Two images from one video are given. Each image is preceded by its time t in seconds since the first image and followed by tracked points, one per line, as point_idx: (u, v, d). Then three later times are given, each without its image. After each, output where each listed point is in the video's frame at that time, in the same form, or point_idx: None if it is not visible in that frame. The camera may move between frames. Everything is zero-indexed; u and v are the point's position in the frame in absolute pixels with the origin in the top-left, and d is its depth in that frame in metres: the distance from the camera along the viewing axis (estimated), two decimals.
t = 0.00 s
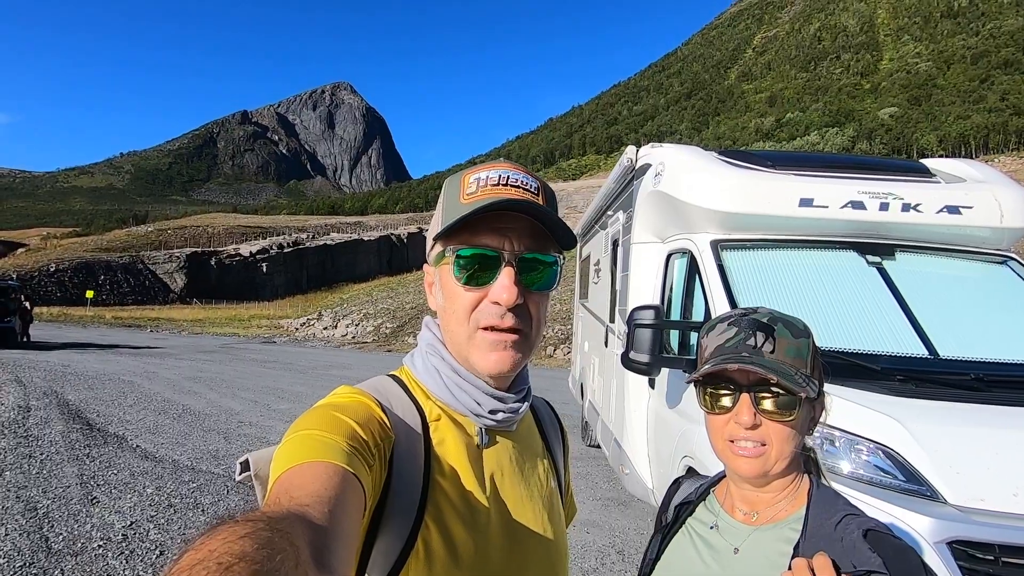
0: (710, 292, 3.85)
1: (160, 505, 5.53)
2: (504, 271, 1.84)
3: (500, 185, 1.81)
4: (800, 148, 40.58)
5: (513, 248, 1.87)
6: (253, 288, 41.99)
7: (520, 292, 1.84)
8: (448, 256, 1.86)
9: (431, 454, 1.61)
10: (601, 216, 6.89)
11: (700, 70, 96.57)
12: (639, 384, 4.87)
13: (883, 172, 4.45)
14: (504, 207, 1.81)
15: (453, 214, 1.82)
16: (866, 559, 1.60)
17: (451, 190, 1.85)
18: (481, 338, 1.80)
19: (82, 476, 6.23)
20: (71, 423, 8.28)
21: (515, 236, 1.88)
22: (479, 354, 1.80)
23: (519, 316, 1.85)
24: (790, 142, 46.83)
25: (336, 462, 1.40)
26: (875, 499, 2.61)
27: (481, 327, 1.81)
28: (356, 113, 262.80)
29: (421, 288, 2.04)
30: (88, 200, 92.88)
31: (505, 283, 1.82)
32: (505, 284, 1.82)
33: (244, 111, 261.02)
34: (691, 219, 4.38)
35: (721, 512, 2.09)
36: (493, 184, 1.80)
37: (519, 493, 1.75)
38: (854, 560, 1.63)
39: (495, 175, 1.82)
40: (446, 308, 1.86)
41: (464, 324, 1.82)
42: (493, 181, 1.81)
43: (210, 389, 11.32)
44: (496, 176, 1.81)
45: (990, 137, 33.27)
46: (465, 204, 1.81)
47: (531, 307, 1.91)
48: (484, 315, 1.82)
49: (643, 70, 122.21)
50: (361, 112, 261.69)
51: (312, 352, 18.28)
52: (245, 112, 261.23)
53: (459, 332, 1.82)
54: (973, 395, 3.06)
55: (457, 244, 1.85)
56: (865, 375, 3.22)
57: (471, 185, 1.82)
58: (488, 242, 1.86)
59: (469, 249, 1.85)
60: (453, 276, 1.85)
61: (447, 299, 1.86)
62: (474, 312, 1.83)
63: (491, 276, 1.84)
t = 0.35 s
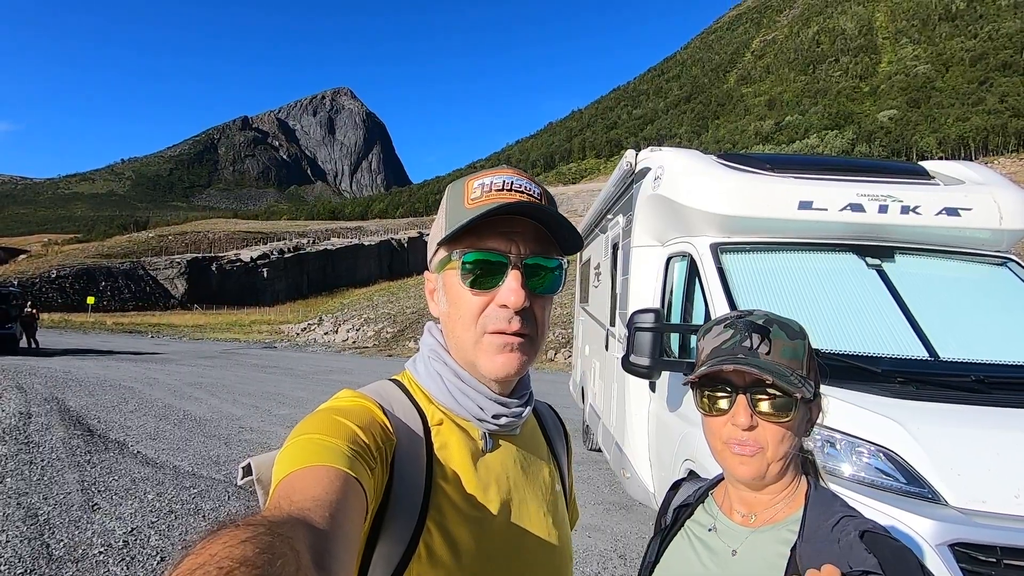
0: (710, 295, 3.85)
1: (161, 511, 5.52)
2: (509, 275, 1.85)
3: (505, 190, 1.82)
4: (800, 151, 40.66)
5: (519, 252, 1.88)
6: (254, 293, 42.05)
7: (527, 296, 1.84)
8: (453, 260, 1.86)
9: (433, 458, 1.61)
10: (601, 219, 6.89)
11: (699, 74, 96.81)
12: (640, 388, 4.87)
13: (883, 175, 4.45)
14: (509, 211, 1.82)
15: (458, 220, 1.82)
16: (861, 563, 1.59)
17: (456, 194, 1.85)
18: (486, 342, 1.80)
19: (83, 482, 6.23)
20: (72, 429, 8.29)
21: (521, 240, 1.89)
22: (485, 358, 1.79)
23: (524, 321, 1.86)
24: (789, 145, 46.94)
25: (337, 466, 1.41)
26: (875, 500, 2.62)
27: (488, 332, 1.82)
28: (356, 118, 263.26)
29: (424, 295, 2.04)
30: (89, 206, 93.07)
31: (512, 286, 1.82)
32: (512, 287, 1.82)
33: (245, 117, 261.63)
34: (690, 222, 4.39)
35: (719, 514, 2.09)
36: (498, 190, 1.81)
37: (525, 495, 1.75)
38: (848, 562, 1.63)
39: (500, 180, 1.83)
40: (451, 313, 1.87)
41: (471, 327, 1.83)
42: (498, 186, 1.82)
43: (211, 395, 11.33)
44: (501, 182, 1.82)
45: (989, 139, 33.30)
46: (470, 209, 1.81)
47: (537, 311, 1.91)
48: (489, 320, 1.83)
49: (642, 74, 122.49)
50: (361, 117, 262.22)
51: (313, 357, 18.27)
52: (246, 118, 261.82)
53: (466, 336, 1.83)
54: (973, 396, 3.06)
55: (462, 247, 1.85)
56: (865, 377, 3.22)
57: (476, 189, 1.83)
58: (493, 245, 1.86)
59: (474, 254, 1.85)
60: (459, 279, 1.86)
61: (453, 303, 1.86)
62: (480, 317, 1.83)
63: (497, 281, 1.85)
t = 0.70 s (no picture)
0: (709, 297, 3.86)
1: (160, 511, 5.53)
2: (513, 278, 1.86)
3: (508, 193, 1.82)
4: (800, 151, 40.69)
5: (523, 254, 1.89)
6: (254, 293, 42.03)
7: (531, 299, 1.86)
8: (456, 263, 1.87)
9: (432, 464, 1.62)
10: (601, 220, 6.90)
11: (699, 74, 96.83)
12: (639, 390, 4.88)
13: (882, 177, 4.46)
14: (511, 213, 1.82)
15: (461, 223, 1.83)
16: (851, 568, 1.59)
17: (458, 196, 1.86)
18: (489, 345, 1.81)
19: (83, 482, 6.24)
20: (71, 428, 8.29)
21: (524, 244, 1.90)
22: (488, 361, 1.80)
23: (528, 323, 1.87)
24: (790, 145, 47.00)
25: (337, 472, 1.42)
26: (871, 502, 2.63)
27: (491, 334, 1.82)
28: (356, 117, 263.24)
29: (424, 299, 2.06)
30: (89, 206, 93.06)
31: (517, 289, 1.83)
32: (517, 289, 1.84)
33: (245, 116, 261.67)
34: (690, 223, 4.39)
35: (713, 518, 2.10)
36: (500, 193, 1.81)
37: (523, 498, 1.76)
38: (837, 566, 1.63)
39: (501, 184, 1.84)
40: (452, 316, 1.88)
41: (473, 330, 1.83)
42: (501, 189, 1.83)
43: (211, 394, 11.33)
44: (502, 185, 1.83)
45: (989, 140, 33.30)
46: (473, 212, 1.82)
47: (540, 313, 1.92)
48: (493, 322, 1.83)
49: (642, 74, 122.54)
50: (361, 116, 262.24)
51: (312, 357, 18.27)
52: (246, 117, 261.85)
53: (468, 339, 1.83)
54: (971, 398, 3.07)
55: (464, 250, 1.86)
56: (863, 379, 3.23)
57: (477, 193, 1.83)
58: (496, 248, 1.86)
59: (478, 257, 1.85)
60: (462, 282, 1.87)
61: (454, 306, 1.87)
62: (484, 319, 1.84)
63: (500, 283, 1.85)
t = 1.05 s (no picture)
0: (708, 294, 3.85)
1: (162, 505, 5.55)
2: (510, 273, 1.86)
3: (502, 189, 1.82)
4: (804, 149, 40.56)
5: (519, 251, 1.89)
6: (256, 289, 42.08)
7: (528, 295, 1.86)
8: (452, 259, 1.86)
9: (428, 462, 1.62)
10: (602, 217, 6.91)
11: (703, 71, 96.51)
12: (639, 387, 4.89)
13: (885, 175, 4.44)
14: (505, 209, 1.82)
15: (455, 221, 1.82)
16: (840, 567, 1.60)
17: (452, 193, 1.86)
18: (487, 342, 1.82)
19: (85, 476, 6.26)
20: (74, 423, 8.32)
21: (519, 240, 1.90)
22: (487, 356, 1.80)
23: (525, 319, 1.87)
24: (794, 143, 46.86)
25: (333, 470, 1.43)
26: (866, 499, 2.64)
27: (487, 331, 1.83)
28: (359, 113, 263.02)
29: (420, 296, 2.06)
30: (93, 201, 93.16)
31: (513, 286, 1.84)
32: (513, 287, 1.84)
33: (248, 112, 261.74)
34: (690, 221, 4.37)
35: (706, 516, 2.10)
36: (495, 190, 1.82)
37: (519, 495, 1.76)
38: (829, 566, 1.63)
39: (496, 179, 1.84)
40: (448, 313, 1.88)
41: (469, 327, 1.83)
42: (494, 185, 1.83)
43: (213, 389, 11.37)
44: (496, 181, 1.83)
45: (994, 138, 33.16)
46: (467, 209, 1.82)
47: (536, 309, 1.93)
48: (490, 319, 1.84)
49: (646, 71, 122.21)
50: (364, 112, 262.10)
51: (314, 353, 18.29)
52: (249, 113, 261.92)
53: (464, 336, 1.84)
54: (971, 397, 3.07)
55: (457, 247, 1.86)
56: (863, 377, 3.23)
57: (472, 189, 1.83)
58: (491, 244, 1.87)
59: (474, 254, 1.85)
60: (458, 280, 1.87)
61: (450, 303, 1.87)
62: (481, 315, 1.84)
63: (497, 280, 1.86)
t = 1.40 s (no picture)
0: (711, 292, 3.85)
1: (164, 500, 5.58)
2: (516, 274, 1.86)
3: (510, 191, 1.83)
4: (807, 146, 40.48)
5: (526, 252, 1.89)
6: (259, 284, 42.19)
7: (533, 295, 1.86)
8: (459, 259, 1.87)
9: (433, 460, 1.63)
10: (604, 215, 6.91)
11: (706, 67, 96.26)
12: (641, 384, 4.90)
13: (887, 173, 4.43)
14: (513, 210, 1.82)
15: (463, 220, 1.83)
16: (842, 566, 1.60)
17: (461, 194, 1.86)
18: (492, 340, 1.82)
19: (88, 470, 6.29)
20: (77, 417, 8.36)
21: (526, 240, 1.90)
22: (492, 355, 1.81)
23: (530, 319, 1.87)
24: (797, 140, 46.73)
25: (341, 467, 1.43)
26: (868, 499, 2.64)
27: (493, 331, 1.83)
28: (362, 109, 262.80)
29: (427, 296, 2.06)
30: (96, 196, 93.34)
31: (520, 285, 1.84)
32: (519, 287, 1.84)
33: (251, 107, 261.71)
34: (693, 220, 4.37)
35: (706, 515, 2.10)
36: (502, 190, 1.82)
37: (523, 496, 1.76)
38: (828, 566, 1.64)
39: (503, 180, 1.84)
40: (455, 313, 1.88)
41: (475, 326, 1.84)
42: (503, 186, 1.83)
43: (215, 385, 11.41)
44: (504, 182, 1.83)
45: (999, 136, 33.07)
46: (475, 209, 1.82)
47: (541, 310, 1.93)
48: (496, 318, 1.84)
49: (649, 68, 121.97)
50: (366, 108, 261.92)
51: (316, 349, 18.33)
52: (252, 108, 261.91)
53: (469, 335, 1.84)
54: (973, 396, 3.07)
55: (465, 246, 1.86)
56: (864, 376, 3.23)
57: (480, 190, 1.84)
58: (498, 243, 1.87)
59: (481, 254, 1.86)
60: (464, 279, 1.87)
61: (457, 303, 1.88)
62: (487, 316, 1.84)
63: (503, 280, 1.86)
